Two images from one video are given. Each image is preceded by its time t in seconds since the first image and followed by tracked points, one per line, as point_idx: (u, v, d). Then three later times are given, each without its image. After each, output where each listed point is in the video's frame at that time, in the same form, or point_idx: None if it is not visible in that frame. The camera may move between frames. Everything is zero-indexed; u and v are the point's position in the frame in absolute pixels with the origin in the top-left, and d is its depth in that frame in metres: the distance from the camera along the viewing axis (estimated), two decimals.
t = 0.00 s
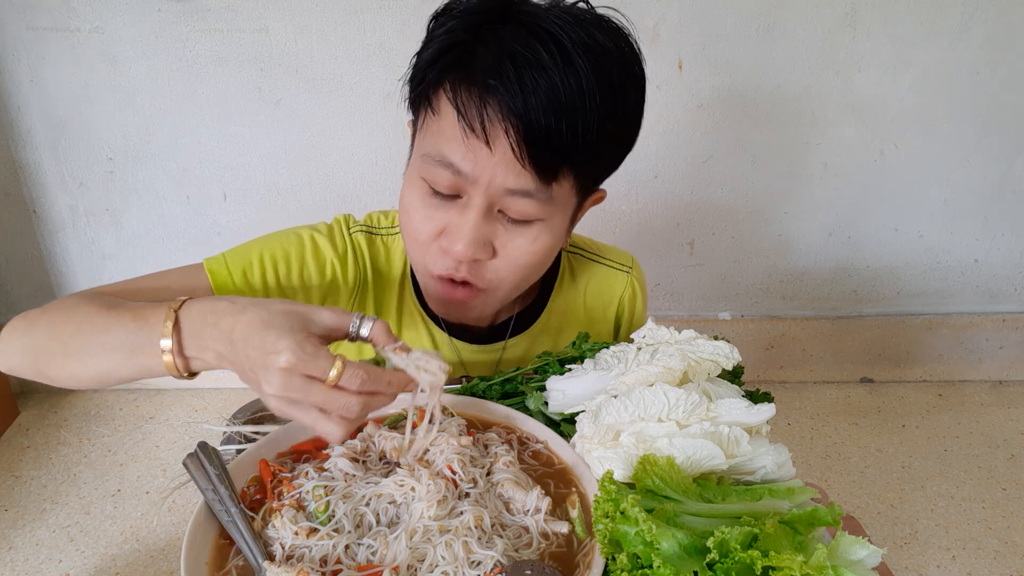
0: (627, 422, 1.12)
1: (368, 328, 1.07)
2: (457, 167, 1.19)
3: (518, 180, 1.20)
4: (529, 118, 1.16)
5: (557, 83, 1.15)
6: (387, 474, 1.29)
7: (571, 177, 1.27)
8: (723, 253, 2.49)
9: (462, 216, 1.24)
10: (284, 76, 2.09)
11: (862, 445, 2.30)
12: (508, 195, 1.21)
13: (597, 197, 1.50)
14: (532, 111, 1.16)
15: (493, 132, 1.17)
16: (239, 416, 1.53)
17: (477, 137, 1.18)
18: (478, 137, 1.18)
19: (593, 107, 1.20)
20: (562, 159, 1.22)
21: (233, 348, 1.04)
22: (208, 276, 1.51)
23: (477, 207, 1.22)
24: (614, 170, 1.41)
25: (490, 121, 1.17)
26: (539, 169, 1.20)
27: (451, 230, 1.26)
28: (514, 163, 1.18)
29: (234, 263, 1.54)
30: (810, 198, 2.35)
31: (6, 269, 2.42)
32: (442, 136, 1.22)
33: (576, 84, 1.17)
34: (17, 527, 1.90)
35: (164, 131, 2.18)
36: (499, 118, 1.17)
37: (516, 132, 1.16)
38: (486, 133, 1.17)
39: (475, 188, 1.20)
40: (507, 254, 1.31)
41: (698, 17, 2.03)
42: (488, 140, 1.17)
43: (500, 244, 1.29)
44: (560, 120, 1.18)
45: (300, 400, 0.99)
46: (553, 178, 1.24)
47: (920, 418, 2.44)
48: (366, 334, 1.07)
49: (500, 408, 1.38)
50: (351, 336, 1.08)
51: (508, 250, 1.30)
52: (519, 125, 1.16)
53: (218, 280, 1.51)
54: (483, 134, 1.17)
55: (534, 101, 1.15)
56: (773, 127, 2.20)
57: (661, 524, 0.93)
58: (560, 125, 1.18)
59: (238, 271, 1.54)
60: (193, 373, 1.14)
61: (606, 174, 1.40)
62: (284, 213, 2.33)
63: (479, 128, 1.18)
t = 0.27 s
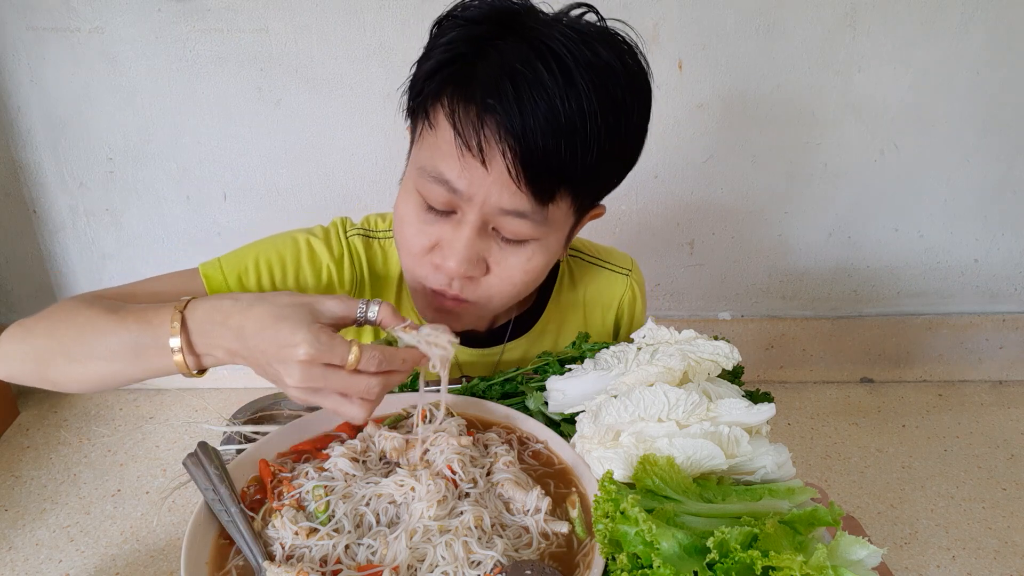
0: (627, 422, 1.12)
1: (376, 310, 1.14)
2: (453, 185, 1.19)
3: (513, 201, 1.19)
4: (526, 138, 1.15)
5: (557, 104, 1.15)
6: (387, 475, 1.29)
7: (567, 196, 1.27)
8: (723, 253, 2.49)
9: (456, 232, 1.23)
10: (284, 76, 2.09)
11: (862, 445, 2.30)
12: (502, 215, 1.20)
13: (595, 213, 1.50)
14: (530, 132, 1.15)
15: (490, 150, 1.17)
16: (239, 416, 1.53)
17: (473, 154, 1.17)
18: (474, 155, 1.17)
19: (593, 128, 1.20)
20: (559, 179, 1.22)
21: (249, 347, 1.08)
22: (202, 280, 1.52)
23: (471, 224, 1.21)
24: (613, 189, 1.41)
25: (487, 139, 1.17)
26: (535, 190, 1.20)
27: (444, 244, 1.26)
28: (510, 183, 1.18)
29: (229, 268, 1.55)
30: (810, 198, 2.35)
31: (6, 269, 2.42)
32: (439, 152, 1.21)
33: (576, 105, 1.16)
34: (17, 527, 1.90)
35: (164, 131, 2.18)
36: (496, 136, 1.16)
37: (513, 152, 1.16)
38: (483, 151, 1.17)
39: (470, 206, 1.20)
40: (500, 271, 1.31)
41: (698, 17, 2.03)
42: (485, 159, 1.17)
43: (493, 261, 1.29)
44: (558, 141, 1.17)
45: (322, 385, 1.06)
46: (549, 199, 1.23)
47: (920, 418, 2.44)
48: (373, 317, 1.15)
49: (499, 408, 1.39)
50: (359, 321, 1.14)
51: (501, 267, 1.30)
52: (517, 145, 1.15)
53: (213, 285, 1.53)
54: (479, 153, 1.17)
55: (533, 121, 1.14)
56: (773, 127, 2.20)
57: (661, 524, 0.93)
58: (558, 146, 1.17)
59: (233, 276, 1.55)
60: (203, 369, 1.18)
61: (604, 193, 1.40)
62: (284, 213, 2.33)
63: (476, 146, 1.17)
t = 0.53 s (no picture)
0: (627, 422, 1.12)
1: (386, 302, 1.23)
2: (458, 195, 1.19)
3: (517, 215, 1.20)
4: (536, 154, 1.16)
5: (570, 122, 1.15)
6: (388, 475, 1.29)
7: (572, 216, 1.28)
8: (723, 253, 2.49)
9: (456, 244, 1.22)
10: (284, 76, 2.09)
11: (862, 445, 2.30)
12: (504, 230, 1.20)
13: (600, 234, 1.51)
14: (541, 148, 1.16)
15: (499, 163, 1.18)
16: (239, 417, 1.53)
17: (481, 166, 1.18)
18: (483, 167, 1.18)
19: (604, 150, 1.20)
20: (565, 198, 1.22)
21: (268, 349, 1.14)
22: (201, 287, 1.54)
23: (472, 236, 1.21)
24: (621, 209, 1.41)
25: (497, 151, 1.18)
26: (539, 207, 1.20)
27: (443, 256, 1.25)
28: (515, 197, 1.19)
29: (228, 274, 1.57)
30: (809, 198, 2.35)
31: (6, 269, 2.42)
32: (447, 159, 1.22)
33: (589, 125, 1.17)
34: (17, 527, 1.90)
35: (164, 131, 2.18)
36: (507, 150, 1.17)
37: (521, 167, 1.17)
38: (492, 163, 1.18)
39: (473, 217, 1.20)
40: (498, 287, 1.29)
41: (698, 17, 2.02)
42: (493, 171, 1.18)
43: (491, 277, 1.27)
44: (567, 159, 1.18)
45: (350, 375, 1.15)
46: (553, 216, 1.24)
47: (920, 418, 2.44)
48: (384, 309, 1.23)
49: (499, 408, 1.39)
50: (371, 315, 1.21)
51: (499, 283, 1.29)
52: (526, 160, 1.17)
53: (212, 292, 1.54)
54: (488, 164, 1.18)
55: (545, 138, 1.16)
56: (773, 127, 2.20)
57: (661, 524, 0.93)
58: (567, 164, 1.18)
59: (231, 281, 1.57)
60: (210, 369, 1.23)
61: (611, 214, 1.40)
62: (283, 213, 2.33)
63: (486, 159, 1.18)
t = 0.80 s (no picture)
0: (627, 422, 1.12)
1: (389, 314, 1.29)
2: (447, 203, 1.19)
3: (503, 228, 1.18)
4: (525, 166, 1.14)
5: (562, 137, 1.14)
6: (388, 475, 1.29)
7: (561, 231, 1.26)
8: (723, 253, 2.49)
9: (442, 252, 1.22)
10: (284, 76, 2.09)
11: (862, 445, 2.30)
12: (491, 241, 1.19)
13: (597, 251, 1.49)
14: (530, 161, 1.14)
15: (488, 174, 1.16)
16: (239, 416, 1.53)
17: (470, 175, 1.17)
18: (471, 177, 1.17)
19: (596, 167, 1.18)
20: (554, 213, 1.21)
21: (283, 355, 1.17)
22: (202, 290, 1.54)
23: (458, 246, 1.20)
24: (618, 226, 1.39)
25: (486, 162, 1.16)
26: (526, 221, 1.19)
27: (430, 263, 1.25)
28: (502, 210, 1.17)
29: (229, 278, 1.57)
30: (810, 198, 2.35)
31: (7, 269, 2.42)
32: (439, 166, 1.21)
33: (581, 141, 1.15)
34: (17, 527, 1.90)
35: (165, 131, 2.18)
36: (495, 161, 1.16)
37: (509, 180, 1.15)
38: (480, 173, 1.16)
39: (461, 227, 1.19)
40: (485, 298, 1.29)
41: (699, 17, 2.02)
42: (481, 181, 1.16)
43: (478, 287, 1.27)
44: (557, 175, 1.16)
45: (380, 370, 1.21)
46: (541, 231, 1.22)
47: (920, 418, 2.44)
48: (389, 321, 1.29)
49: (499, 408, 1.39)
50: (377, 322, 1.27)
51: (485, 293, 1.28)
52: (515, 172, 1.15)
53: (213, 295, 1.55)
54: (477, 174, 1.16)
55: (534, 151, 1.14)
56: (773, 127, 2.20)
57: (661, 524, 0.93)
58: (556, 179, 1.16)
59: (233, 285, 1.57)
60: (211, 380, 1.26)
61: (607, 230, 1.38)
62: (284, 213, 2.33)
63: (474, 169, 1.17)
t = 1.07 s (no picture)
0: (627, 422, 1.12)
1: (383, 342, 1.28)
2: (444, 217, 1.18)
3: (500, 240, 1.18)
4: (520, 178, 1.15)
5: (557, 146, 1.14)
6: (387, 475, 1.29)
7: (560, 241, 1.25)
8: (723, 253, 2.49)
9: (442, 264, 1.22)
10: (284, 76, 2.09)
11: (862, 445, 2.30)
12: (488, 253, 1.19)
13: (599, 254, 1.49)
14: (525, 172, 1.15)
15: (482, 187, 1.16)
16: (239, 416, 1.54)
17: (466, 188, 1.17)
18: (467, 189, 1.17)
19: (593, 175, 1.19)
20: (552, 223, 1.20)
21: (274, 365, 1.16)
22: (200, 282, 1.55)
23: (457, 258, 1.20)
24: (619, 230, 1.39)
25: (481, 174, 1.16)
26: (523, 232, 1.19)
27: (431, 274, 1.25)
28: (498, 222, 1.17)
29: (228, 271, 1.58)
30: (810, 198, 2.35)
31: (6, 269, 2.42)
32: (434, 179, 1.21)
33: (576, 150, 1.15)
34: (17, 527, 1.90)
35: (165, 131, 2.18)
36: (490, 173, 1.16)
37: (504, 191, 1.15)
38: (476, 186, 1.17)
39: (458, 239, 1.19)
40: (485, 307, 1.29)
41: (699, 16, 2.02)
42: (476, 193, 1.16)
43: (477, 297, 1.27)
44: (553, 184, 1.16)
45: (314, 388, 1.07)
46: (540, 241, 1.22)
47: (920, 418, 2.44)
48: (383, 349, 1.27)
49: (499, 408, 1.39)
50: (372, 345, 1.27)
51: (484, 303, 1.28)
52: (510, 183, 1.15)
53: (210, 287, 1.56)
54: (472, 188, 1.17)
55: (529, 161, 1.14)
56: (772, 127, 2.20)
57: (661, 523, 0.93)
58: (552, 189, 1.17)
59: (232, 279, 1.58)
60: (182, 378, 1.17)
61: (608, 235, 1.38)
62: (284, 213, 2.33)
63: (470, 181, 1.17)
